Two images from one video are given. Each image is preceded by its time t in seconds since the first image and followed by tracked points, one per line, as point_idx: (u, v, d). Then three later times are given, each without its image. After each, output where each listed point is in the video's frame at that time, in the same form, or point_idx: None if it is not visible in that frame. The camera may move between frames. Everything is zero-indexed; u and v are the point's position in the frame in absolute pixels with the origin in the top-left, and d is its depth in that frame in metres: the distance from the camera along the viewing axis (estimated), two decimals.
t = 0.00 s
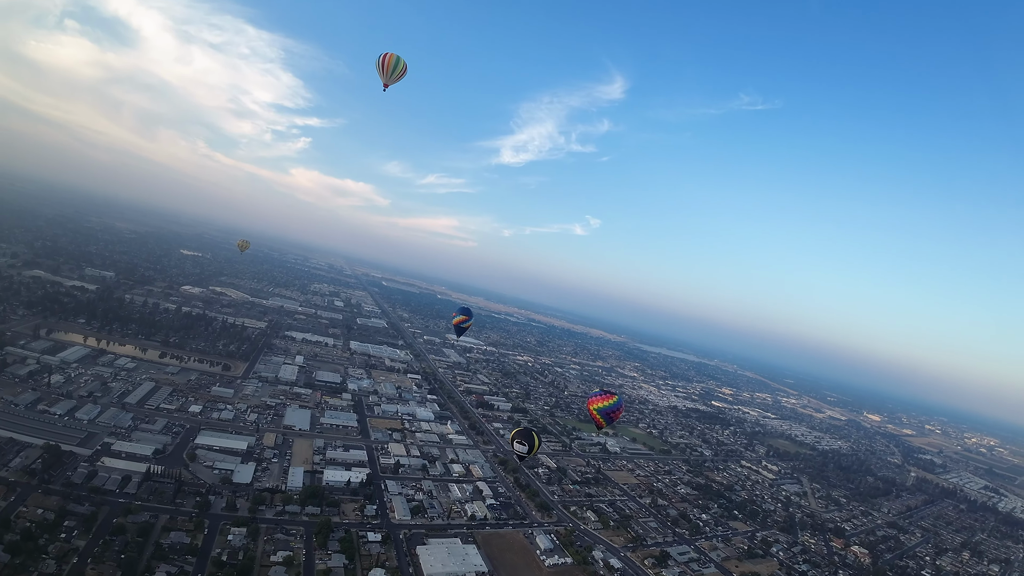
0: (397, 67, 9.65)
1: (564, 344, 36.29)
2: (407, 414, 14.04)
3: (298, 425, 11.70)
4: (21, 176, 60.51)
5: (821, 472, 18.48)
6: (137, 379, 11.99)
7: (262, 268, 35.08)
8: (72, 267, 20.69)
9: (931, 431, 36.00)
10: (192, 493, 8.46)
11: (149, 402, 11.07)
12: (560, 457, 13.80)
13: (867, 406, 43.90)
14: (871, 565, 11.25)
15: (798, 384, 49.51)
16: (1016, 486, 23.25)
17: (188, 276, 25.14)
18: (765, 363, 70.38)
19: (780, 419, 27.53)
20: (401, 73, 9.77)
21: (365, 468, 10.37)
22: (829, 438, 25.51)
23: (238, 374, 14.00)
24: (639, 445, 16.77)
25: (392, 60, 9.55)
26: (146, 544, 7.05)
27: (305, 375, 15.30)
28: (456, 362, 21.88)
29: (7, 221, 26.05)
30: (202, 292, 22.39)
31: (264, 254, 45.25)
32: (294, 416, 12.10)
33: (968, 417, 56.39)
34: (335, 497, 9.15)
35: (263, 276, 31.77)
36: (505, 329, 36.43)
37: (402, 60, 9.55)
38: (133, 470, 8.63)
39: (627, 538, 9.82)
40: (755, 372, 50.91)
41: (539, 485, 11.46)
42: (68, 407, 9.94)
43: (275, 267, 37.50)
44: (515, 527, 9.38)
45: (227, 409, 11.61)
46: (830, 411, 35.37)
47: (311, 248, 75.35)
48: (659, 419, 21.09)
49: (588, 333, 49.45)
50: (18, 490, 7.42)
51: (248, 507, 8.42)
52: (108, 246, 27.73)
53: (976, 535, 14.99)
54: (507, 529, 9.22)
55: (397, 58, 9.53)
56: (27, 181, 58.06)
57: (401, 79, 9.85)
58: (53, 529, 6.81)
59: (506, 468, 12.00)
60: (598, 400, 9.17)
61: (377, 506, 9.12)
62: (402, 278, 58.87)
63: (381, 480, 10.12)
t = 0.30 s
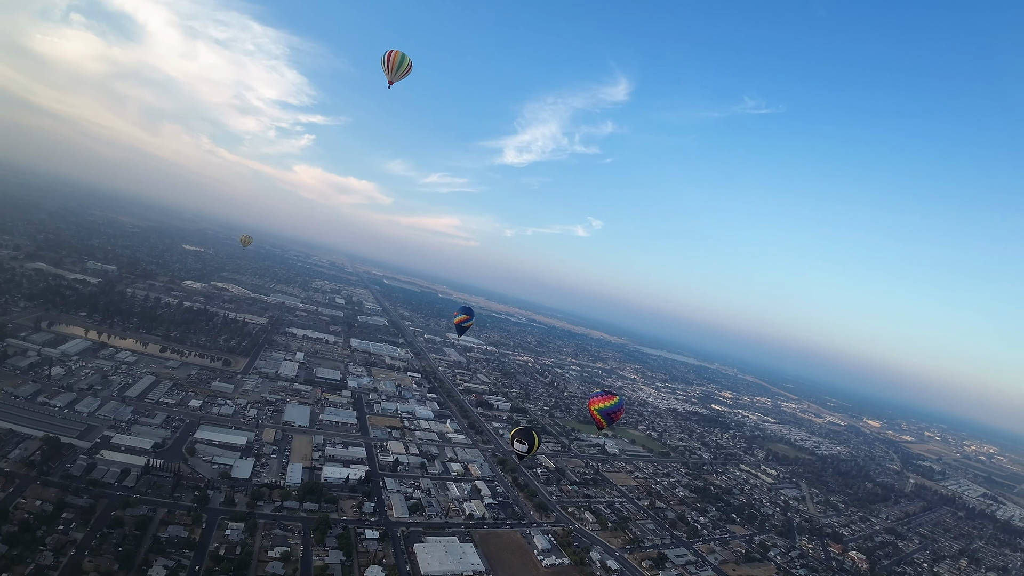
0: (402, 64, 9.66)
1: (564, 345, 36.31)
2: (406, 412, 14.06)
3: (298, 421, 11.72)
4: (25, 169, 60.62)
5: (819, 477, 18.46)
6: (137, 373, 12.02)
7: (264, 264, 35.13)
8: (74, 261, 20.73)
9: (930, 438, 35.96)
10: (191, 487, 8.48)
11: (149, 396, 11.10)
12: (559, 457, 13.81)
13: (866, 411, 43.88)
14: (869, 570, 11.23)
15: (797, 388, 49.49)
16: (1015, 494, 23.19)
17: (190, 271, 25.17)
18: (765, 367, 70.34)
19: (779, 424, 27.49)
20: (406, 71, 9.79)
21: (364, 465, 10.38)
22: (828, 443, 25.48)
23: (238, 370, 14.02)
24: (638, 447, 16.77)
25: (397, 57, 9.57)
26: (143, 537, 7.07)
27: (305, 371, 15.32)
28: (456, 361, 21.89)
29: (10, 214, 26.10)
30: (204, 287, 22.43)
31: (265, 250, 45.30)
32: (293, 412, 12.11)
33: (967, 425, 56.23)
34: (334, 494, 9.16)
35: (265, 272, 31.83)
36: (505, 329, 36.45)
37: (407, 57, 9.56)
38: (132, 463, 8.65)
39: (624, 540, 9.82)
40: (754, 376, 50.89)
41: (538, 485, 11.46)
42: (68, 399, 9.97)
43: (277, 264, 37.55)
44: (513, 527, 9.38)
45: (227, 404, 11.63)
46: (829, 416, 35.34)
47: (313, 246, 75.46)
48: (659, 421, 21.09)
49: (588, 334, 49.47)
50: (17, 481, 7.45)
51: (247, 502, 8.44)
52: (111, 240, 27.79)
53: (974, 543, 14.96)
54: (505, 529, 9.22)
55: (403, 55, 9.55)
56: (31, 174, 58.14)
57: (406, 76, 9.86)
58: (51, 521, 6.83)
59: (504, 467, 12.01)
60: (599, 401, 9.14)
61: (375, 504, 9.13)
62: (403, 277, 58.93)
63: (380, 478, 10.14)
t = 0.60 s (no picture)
0: (405, 63, 9.67)
1: (564, 345, 36.31)
2: (407, 411, 14.07)
3: (298, 419, 11.73)
4: (28, 166, 60.70)
5: (819, 480, 18.44)
6: (138, 370, 12.05)
7: (265, 263, 35.17)
8: (76, 257, 20.76)
9: (930, 441, 35.92)
10: (191, 484, 8.51)
11: (149, 393, 11.12)
12: (559, 458, 13.80)
13: (866, 414, 43.85)
14: (869, 573, 11.22)
15: (798, 390, 49.45)
16: (1016, 498, 23.13)
17: (191, 269, 25.21)
18: (766, 369, 70.30)
19: (780, 426, 27.46)
20: (408, 69, 9.78)
21: (364, 464, 10.39)
22: (829, 445, 25.45)
23: (239, 367, 14.04)
24: (638, 448, 16.76)
25: (400, 56, 9.56)
26: (143, 534, 7.09)
27: (306, 370, 15.33)
28: (456, 360, 21.90)
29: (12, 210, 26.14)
30: (205, 285, 22.46)
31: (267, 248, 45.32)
32: (294, 410, 12.13)
33: (969, 428, 56.05)
34: (334, 492, 9.18)
35: (266, 270, 31.88)
36: (506, 329, 36.46)
37: (410, 55, 9.56)
38: (132, 459, 8.68)
39: (624, 540, 9.82)
40: (755, 377, 50.88)
41: (538, 485, 11.47)
42: (69, 395, 10.00)
43: (278, 262, 37.58)
44: (513, 527, 9.39)
45: (228, 402, 11.65)
46: (830, 418, 35.31)
47: (315, 245, 75.52)
48: (659, 422, 21.08)
49: (588, 334, 49.48)
50: (17, 477, 7.48)
51: (247, 499, 8.46)
52: (113, 237, 27.83)
53: (974, 546, 14.93)
54: (505, 528, 9.23)
55: (405, 54, 9.55)
56: (34, 171, 58.22)
57: (409, 74, 9.86)
58: (51, 517, 6.85)
59: (505, 467, 12.01)
60: (601, 401, 9.14)
61: (376, 502, 9.15)
62: (405, 276, 58.98)
63: (380, 476, 10.15)
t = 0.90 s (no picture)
0: (405, 61, 9.66)
1: (564, 344, 36.32)
2: (407, 411, 14.07)
3: (298, 419, 11.73)
4: (28, 166, 60.69)
5: (819, 478, 18.45)
6: (138, 370, 12.05)
7: (265, 263, 35.16)
8: (75, 258, 20.76)
9: (930, 440, 35.93)
10: (191, 483, 8.51)
11: (149, 393, 11.13)
12: (559, 457, 13.81)
13: (866, 413, 43.84)
14: (869, 571, 11.23)
15: (798, 390, 49.50)
16: (1016, 496, 23.15)
17: (191, 269, 25.21)
18: (765, 368, 70.30)
19: (779, 425, 27.49)
20: (408, 67, 9.77)
21: (364, 463, 10.39)
22: (828, 444, 25.47)
23: (238, 367, 14.05)
24: (638, 447, 16.77)
25: (399, 54, 9.56)
26: (143, 533, 7.09)
27: (306, 369, 15.33)
28: (456, 360, 21.90)
29: (11, 210, 26.12)
30: (205, 285, 22.46)
31: (266, 248, 45.32)
32: (294, 410, 12.13)
33: (968, 427, 56.13)
34: (334, 491, 9.18)
35: (265, 270, 31.89)
36: (505, 328, 36.45)
37: (409, 54, 9.56)
38: (132, 459, 8.68)
39: (624, 539, 9.83)
40: (754, 377, 50.92)
41: (538, 485, 11.47)
42: (69, 395, 10.00)
43: (278, 262, 37.57)
44: (513, 526, 9.40)
45: (228, 402, 11.65)
46: (829, 417, 35.33)
47: (314, 245, 75.50)
48: (659, 421, 21.09)
49: (588, 334, 49.49)
50: (17, 476, 7.48)
51: (247, 499, 8.47)
52: (113, 237, 27.84)
53: (974, 545, 14.94)
54: (505, 528, 9.23)
55: (405, 52, 9.54)
56: (33, 171, 58.18)
57: (408, 73, 9.86)
58: (51, 517, 6.86)
59: (505, 466, 12.02)
60: (602, 399, 9.17)
61: (376, 502, 9.15)
62: (404, 276, 58.98)
63: (380, 475, 10.16)
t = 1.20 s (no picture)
0: (405, 59, 9.66)
1: (563, 344, 36.35)
2: (406, 410, 14.08)
3: (297, 418, 11.73)
4: (26, 165, 60.45)
5: (818, 477, 18.50)
6: (136, 369, 12.04)
7: (263, 262, 35.14)
8: (73, 257, 20.73)
9: (928, 439, 36.02)
10: (190, 483, 8.51)
11: (148, 392, 11.12)
12: (558, 456, 13.83)
13: (864, 412, 43.93)
14: (867, 570, 11.27)
15: (796, 389, 49.58)
16: (1013, 495, 23.22)
17: (189, 268, 25.18)
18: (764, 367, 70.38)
19: (778, 424, 27.54)
20: (407, 65, 9.78)
21: (363, 462, 10.40)
22: (827, 444, 25.53)
23: (237, 367, 14.05)
24: (637, 446, 16.80)
25: (399, 52, 9.56)
26: (141, 533, 7.10)
27: (304, 369, 15.33)
28: (455, 359, 21.90)
29: (9, 209, 26.08)
30: (203, 285, 22.44)
31: (264, 248, 45.30)
32: (293, 409, 12.14)
33: (966, 427, 56.30)
34: (333, 490, 9.19)
35: (264, 269, 31.87)
36: (504, 328, 36.48)
37: (409, 52, 9.56)
38: (130, 459, 8.68)
39: (623, 538, 9.85)
40: (752, 376, 51.00)
41: (537, 484, 11.49)
42: (67, 395, 9.99)
43: (276, 262, 37.51)
44: (512, 525, 9.41)
45: (226, 401, 11.64)
46: (827, 417, 35.42)
47: (313, 244, 75.38)
48: (658, 421, 21.12)
49: (586, 333, 49.53)
50: (16, 476, 7.48)
51: (246, 498, 8.47)
52: (111, 236, 27.78)
53: (972, 543, 14.99)
54: (504, 527, 9.25)
55: (405, 51, 9.55)
56: (31, 171, 57.95)
57: (408, 71, 9.86)
58: (50, 516, 6.86)
59: (504, 465, 12.03)
60: (603, 397, 9.19)
61: (375, 501, 9.16)
62: (403, 275, 58.98)
63: (379, 475, 10.16)
